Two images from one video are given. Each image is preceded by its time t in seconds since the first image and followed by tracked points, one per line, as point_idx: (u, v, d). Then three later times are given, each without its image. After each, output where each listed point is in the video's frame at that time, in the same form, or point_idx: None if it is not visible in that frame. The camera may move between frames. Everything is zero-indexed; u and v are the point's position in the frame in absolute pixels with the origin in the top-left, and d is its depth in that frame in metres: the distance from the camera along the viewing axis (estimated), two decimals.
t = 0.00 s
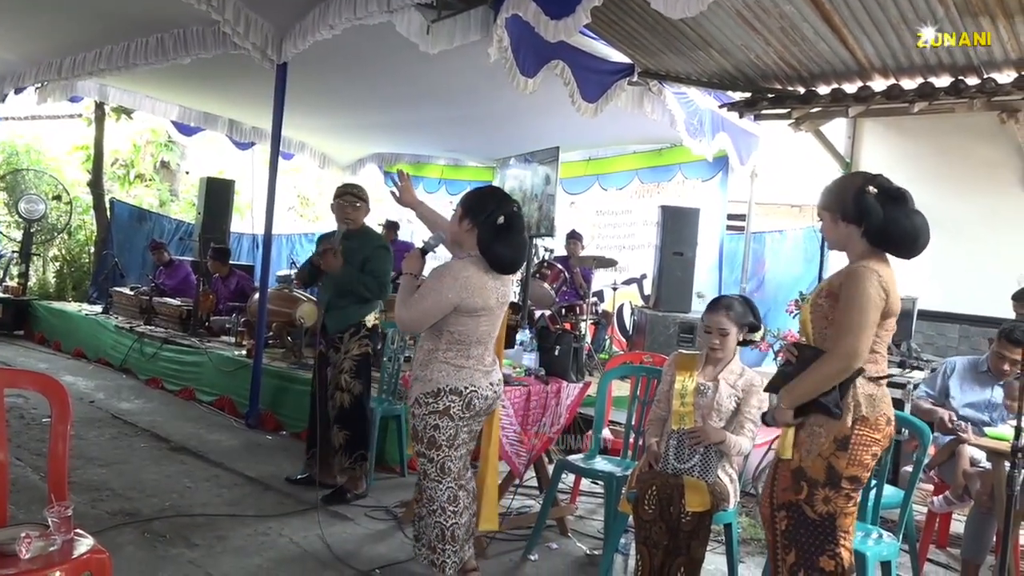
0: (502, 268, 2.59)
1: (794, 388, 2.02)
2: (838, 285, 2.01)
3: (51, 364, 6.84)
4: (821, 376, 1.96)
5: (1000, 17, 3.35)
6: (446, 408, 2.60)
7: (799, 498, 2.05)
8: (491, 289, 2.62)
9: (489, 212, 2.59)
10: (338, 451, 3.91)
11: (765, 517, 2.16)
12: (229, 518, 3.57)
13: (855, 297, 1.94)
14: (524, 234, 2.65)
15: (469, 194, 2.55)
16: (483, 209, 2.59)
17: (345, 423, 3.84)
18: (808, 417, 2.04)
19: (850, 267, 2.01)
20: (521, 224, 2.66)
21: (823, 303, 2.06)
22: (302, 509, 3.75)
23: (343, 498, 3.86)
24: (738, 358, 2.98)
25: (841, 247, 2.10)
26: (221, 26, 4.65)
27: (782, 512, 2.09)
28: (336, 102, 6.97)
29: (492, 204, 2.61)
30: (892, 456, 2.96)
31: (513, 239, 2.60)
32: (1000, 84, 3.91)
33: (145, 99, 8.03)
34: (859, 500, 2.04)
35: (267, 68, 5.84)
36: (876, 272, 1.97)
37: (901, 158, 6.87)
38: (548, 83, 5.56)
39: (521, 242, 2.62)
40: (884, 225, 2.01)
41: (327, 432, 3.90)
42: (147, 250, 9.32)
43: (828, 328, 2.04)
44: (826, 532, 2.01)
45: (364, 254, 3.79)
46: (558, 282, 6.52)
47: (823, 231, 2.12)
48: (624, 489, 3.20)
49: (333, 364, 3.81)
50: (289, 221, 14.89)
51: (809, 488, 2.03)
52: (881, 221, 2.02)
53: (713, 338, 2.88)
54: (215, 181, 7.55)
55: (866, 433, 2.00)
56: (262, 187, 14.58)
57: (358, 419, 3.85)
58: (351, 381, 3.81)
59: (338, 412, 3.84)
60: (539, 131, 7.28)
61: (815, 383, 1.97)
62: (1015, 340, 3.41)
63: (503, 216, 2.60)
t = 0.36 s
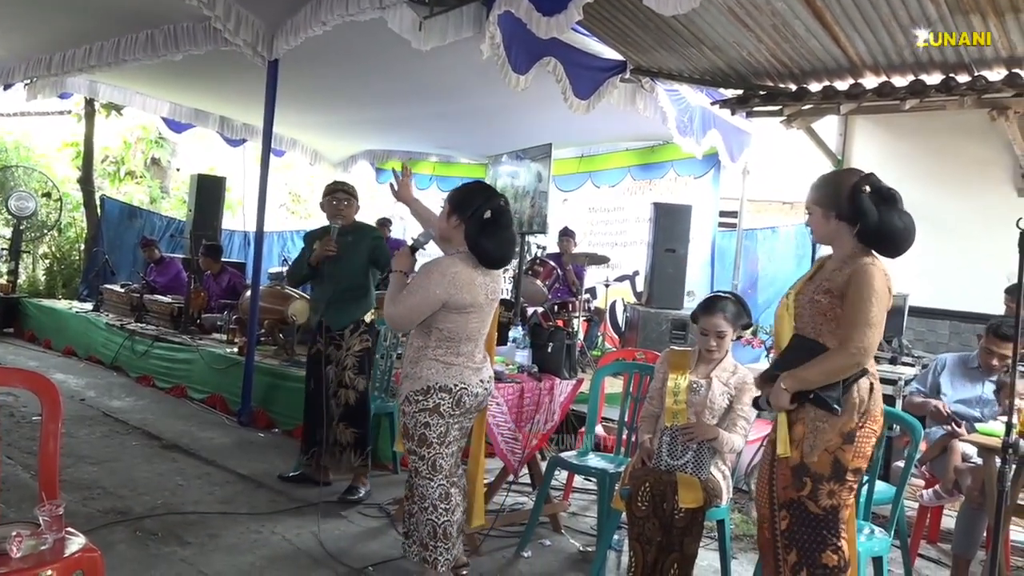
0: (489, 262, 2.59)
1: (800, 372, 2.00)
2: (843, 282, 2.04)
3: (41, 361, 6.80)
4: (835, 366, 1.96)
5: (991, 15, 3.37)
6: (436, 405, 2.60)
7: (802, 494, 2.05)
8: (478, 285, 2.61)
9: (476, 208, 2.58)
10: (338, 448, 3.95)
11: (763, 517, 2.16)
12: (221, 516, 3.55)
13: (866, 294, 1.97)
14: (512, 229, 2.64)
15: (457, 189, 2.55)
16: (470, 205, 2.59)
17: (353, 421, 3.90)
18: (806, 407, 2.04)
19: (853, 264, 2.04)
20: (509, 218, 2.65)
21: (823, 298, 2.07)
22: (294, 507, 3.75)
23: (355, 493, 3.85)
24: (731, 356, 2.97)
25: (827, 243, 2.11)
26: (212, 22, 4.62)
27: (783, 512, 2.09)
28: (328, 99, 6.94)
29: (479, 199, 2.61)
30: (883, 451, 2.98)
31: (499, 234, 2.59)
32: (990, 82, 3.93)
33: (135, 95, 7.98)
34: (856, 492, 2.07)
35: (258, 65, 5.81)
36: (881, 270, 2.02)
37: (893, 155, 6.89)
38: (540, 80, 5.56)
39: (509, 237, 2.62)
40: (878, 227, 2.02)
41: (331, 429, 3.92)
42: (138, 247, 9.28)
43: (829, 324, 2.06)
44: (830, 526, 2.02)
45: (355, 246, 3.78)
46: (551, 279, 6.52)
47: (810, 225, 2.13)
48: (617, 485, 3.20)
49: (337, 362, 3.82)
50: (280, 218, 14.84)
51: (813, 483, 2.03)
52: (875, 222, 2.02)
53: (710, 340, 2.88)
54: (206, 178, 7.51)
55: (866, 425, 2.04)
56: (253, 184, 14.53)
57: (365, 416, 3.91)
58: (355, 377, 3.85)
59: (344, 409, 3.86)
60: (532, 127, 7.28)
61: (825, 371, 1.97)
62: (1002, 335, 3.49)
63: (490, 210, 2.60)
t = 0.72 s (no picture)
0: (485, 255, 2.57)
1: (806, 365, 1.98)
2: (840, 275, 2.02)
3: (40, 357, 6.79)
4: (835, 358, 1.95)
5: (992, 10, 3.36)
6: (435, 401, 2.59)
7: (799, 483, 2.04)
8: (475, 279, 2.59)
9: (468, 201, 2.58)
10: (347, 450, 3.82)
11: (765, 508, 2.16)
12: (221, 512, 3.55)
13: (866, 286, 1.96)
14: (506, 221, 2.64)
15: (451, 183, 2.55)
16: (463, 198, 2.59)
17: (361, 424, 3.74)
18: (809, 399, 2.03)
19: (846, 257, 2.04)
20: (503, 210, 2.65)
21: (818, 291, 2.06)
22: (294, 503, 3.74)
23: (357, 497, 3.77)
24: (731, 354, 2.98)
25: (814, 236, 2.10)
26: (211, 17, 4.60)
27: (782, 501, 2.09)
28: (327, 94, 6.92)
29: (472, 192, 2.61)
30: (884, 448, 2.97)
31: (493, 226, 2.58)
32: (991, 78, 3.91)
33: (134, 91, 7.96)
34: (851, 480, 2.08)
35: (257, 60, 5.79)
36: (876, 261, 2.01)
37: (894, 152, 6.89)
38: (540, 75, 5.54)
39: (503, 228, 2.60)
40: (870, 223, 2.00)
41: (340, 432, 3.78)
42: (137, 243, 9.25)
43: (824, 317, 2.06)
44: (826, 513, 2.02)
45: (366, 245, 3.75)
46: (551, 275, 6.50)
47: (800, 218, 2.12)
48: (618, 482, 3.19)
49: (347, 365, 3.72)
50: (279, 213, 14.81)
51: (811, 471, 2.02)
52: (868, 219, 2.00)
53: (700, 324, 2.89)
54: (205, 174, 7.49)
55: (864, 415, 2.04)
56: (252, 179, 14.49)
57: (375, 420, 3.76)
58: (366, 381, 3.73)
59: (354, 413, 3.73)
60: (531, 123, 7.26)
61: (829, 363, 1.95)
62: (980, 322, 3.56)
63: (483, 203, 2.60)
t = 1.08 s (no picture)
0: (476, 249, 2.55)
1: (810, 360, 1.97)
2: (842, 270, 2.01)
3: (36, 357, 6.77)
4: (838, 353, 1.95)
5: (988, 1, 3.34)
6: (430, 399, 2.58)
7: (797, 472, 2.03)
8: (466, 274, 2.57)
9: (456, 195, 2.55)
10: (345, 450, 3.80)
11: (760, 499, 2.14)
12: (219, 511, 3.54)
13: (870, 281, 1.96)
14: (496, 214, 2.60)
15: (438, 178, 2.52)
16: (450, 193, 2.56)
17: (361, 425, 3.71)
18: (812, 393, 2.01)
19: (845, 250, 2.03)
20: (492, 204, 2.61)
21: (820, 285, 2.06)
22: (293, 501, 3.73)
23: (355, 496, 3.76)
24: (729, 350, 2.96)
25: (811, 229, 2.10)
26: (204, 13, 4.57)
27: (777, 490, 2.07)
28: (321, 90, 6.88)
29: (461, 185, 2.58)
30: (883, 440, 2.96)
31: (484, 219, 2.56)
32: (987, 69, 3.90)
33: (127, 89, 7.92)
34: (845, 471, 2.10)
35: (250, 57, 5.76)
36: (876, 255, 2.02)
37: (889, 143, 6.88)
38: (535, 70, 5.51)
39: (492, 221, 2.57)
40: (868, 219, 2.02)
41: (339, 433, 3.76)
42: (132, 242, 9.21)
43: (824, 312, 2.05)
44: (821, 502, 2.03)
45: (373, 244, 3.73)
46: (548, 270, 6.48)
47: (797, 211, 2.11)
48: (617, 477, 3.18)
49: (349, 366, 3.71)
50: (274, 211, 14.77)
51: (810, 461, 2.02)
52: (867, 216, 2.02)
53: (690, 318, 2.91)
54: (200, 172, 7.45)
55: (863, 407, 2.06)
56: (247, 177, 14.44)
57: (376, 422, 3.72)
58: (368, 384, 3.70)
59: (355, 414, 3.70)
60: (527, 118, 7.23)
61: (834, 358, 1.95)
62: (958, 316, 3.57)
63: (472, 197, 2.57)
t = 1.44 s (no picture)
0: (468, 232, 2.61)
1: (826, 360, 2.00)
2: (862, 271, 2.04)
3: (34, 355, 6.74)
4: (855, 354, 1.99)
5: None
6: (431, 397, 2.56)
7: (826, 478, 2.05)
8: (462, 266, 2.58)
9: (432, 181, 2.59)
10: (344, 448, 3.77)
11: (771, 500, 2.17)
12: (219, 509, 3.52)
13: (890, 281, 1.98)
14: (475, 195, 2.64)
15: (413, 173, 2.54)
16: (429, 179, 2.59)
17: (362, 422, 3.69)
18: (829, 395, 2.05)
19: (864, 248, 2.05)
20: (469, 184, 2.65)
21: (838, 285, 2.08)
22: (293, 499, 3.72)
23: (355, 493, 3.76)
24: (730, 346, 2.94)
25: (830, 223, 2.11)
26: (200, 9, 4.54)
27: (796, 493, 2.10)
28: (318, 86, 6.83)
29: (437, 175, 2.61)
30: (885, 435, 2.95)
31: (468, 202, 2.60)
32: (989, 62, 3.86)
33: (124, 85, 7.88)
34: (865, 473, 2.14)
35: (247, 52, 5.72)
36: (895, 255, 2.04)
37: (890, 136, 6.85)
38: (533, 65, 5.48)
39: (473, 200, 2.61)
40: (887, 215, 2.05)
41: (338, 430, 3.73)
42: (130, 239, 9.18)
43: (840, 310, 2.09)
44: (849, 506, 2.07)
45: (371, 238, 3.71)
46: (547, 266, 6.45)
47: (817, 201, 2.12)
48: (618, 474, 3.17)
49: (349, 364, 3.68)
50: (272, 207, 14.74)
51: (840, 467, 2.05)
52: (888, 211, 2.05)
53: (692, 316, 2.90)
54: (197, 169, 7.42)
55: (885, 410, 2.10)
56: (245, 173, 14.41)
57: (378, 419, 3.71)
58: (368, 382, 3.68)
59: (355, 412, 3.68)
60: (526, 113, 7.20)
61: (852, 358, 1.98)
62: (956, 313, 3.57)
63: (449, 180, 2.61)
